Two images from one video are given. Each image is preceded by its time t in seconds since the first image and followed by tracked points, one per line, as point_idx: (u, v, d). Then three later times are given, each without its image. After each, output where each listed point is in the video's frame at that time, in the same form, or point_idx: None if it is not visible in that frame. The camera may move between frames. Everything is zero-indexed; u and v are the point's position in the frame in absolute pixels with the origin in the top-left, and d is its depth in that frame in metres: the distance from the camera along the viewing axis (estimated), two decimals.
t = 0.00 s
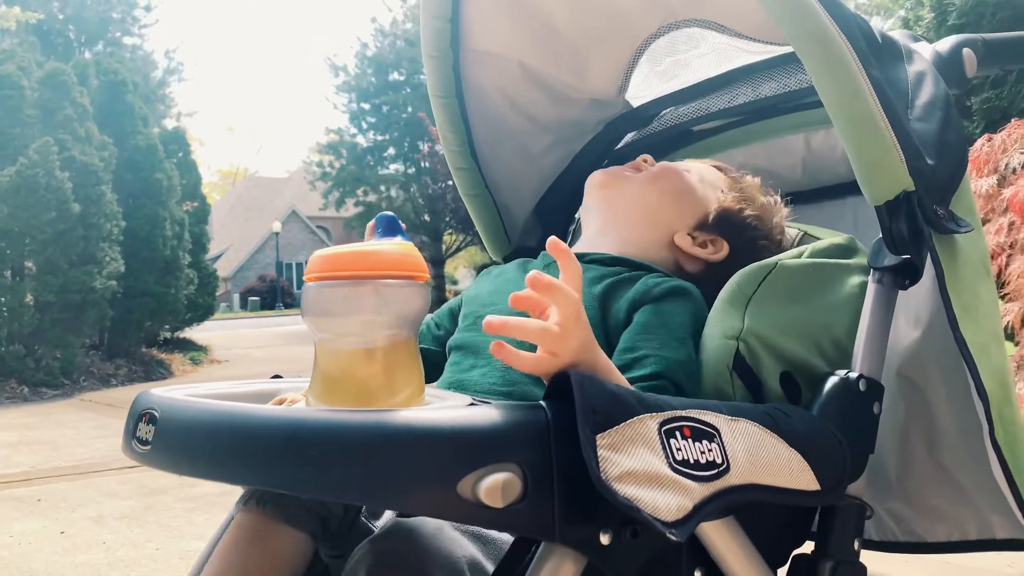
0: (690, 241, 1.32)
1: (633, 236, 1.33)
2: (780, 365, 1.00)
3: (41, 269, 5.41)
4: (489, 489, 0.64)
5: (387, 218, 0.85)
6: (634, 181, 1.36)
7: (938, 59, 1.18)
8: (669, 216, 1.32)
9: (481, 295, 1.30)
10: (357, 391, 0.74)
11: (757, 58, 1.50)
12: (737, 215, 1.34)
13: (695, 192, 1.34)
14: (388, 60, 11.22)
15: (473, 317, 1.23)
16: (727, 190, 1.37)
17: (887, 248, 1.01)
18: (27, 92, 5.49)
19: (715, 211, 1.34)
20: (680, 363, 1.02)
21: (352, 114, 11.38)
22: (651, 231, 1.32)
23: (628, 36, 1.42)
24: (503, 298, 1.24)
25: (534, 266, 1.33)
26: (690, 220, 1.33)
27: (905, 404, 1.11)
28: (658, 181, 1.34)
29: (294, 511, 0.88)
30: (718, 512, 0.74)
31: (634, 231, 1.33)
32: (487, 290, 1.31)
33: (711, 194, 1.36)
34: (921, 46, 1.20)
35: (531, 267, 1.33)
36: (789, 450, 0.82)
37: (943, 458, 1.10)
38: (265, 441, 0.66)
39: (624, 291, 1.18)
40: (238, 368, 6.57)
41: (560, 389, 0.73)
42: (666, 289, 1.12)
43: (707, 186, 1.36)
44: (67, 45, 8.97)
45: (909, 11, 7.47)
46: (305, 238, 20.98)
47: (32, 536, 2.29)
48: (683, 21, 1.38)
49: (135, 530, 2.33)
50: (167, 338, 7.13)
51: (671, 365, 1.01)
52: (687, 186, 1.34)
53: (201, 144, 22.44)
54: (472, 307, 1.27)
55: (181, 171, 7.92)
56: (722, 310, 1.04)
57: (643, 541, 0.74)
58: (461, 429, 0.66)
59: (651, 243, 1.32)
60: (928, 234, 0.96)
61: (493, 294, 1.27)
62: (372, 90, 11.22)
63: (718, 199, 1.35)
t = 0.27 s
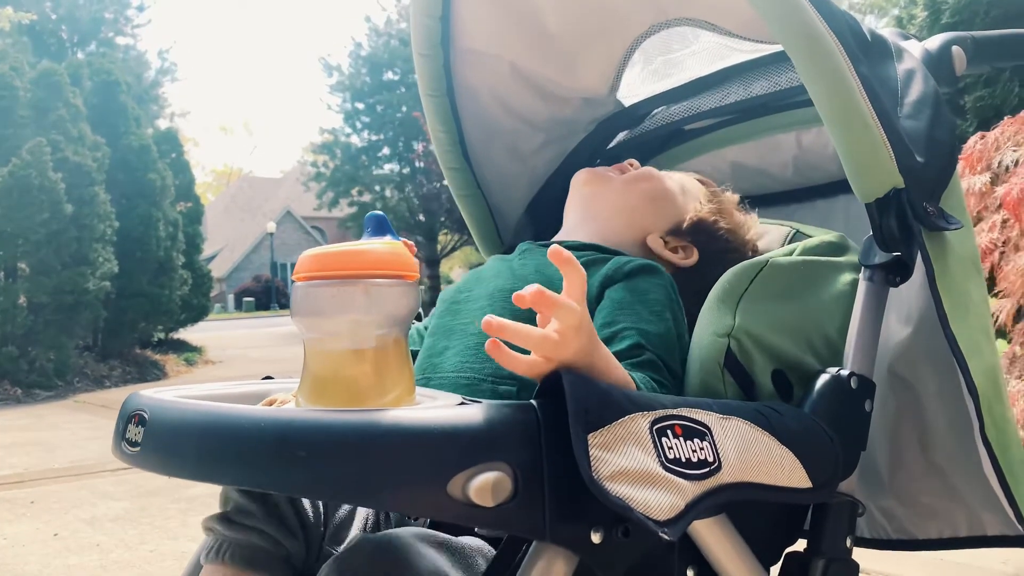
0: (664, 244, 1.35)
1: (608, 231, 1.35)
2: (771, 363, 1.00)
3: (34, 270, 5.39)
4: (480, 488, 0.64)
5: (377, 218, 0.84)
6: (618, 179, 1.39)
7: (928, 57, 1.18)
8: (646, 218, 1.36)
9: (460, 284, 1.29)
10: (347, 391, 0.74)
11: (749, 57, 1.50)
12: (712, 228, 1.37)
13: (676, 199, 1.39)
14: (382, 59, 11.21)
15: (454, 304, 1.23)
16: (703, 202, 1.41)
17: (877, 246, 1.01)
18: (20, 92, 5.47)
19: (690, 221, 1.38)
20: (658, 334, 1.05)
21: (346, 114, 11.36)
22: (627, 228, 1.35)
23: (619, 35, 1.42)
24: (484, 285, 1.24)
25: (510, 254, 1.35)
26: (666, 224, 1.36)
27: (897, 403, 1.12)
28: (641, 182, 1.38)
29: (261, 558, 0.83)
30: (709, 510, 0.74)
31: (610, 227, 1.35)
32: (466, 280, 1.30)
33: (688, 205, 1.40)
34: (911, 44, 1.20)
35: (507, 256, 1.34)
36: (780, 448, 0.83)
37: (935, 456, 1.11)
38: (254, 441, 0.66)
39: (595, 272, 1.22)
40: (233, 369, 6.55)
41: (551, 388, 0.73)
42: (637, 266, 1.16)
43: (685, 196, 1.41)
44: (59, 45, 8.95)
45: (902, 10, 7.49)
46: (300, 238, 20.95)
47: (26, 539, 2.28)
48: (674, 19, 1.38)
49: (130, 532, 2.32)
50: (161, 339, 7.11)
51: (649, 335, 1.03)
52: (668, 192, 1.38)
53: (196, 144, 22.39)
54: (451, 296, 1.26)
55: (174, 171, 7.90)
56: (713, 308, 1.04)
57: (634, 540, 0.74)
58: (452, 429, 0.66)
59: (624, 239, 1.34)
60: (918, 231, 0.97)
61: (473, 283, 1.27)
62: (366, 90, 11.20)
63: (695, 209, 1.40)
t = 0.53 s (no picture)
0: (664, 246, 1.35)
1: (610, 231, 1.36)
2: (770, 364, 1.00)
3: (35, 270, 5.40)
4: (479, 489, 0.64)
5: (376, 220, 0.85)
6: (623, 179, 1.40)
7: (927, 58, 1.18)
8: (648, 220, 1.37)
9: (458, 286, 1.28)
10: (347, 392, 0.74)
11: (748, 58, 1.51)
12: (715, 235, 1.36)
13: (679, 203, 1.39)
14: (383, 60, 11.21)
15: (453, 304, 1.22)
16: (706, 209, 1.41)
17: (876, 247, 1.01)
18: (21, 92, 5.47)
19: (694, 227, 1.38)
20: (658, 339, 1.05)
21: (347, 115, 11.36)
22: (627, 228, 1.36)
23: (619, 35, 1.42)
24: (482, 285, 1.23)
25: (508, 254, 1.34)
26: (667, 228, 1.37)
27: (896, 405, 1.12)
28: (647, 184, 1.39)
29: None
30: (708, 512, 0.75)
31: (612, 227, 1.36)
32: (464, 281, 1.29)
33: (691, 210, 1.40)
34: (910, 45, 1.20)
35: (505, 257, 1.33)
36: (779, 449, 0.83)
37: (934, 457, 1.11)
38: (253, 443, 0.66)
39: (595, 273, 1.23)
40: (233, 369, 6.56)
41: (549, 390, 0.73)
42: (635, 268, 1.18)
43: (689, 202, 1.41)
44: (60, 46, 8.97)
45: (903, 10, 7.49)
46: (301, 238, 20.97)
47: (27, 539, 2.29)
48: (673, 20, 1.38)
49: (131, 532, 2.32)
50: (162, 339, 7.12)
51: (648, 339, 1.04)
52: (672, 196, 1.39)
53: (196, 144, 22.39)
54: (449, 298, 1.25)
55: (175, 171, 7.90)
56: (712, 309, 1.04)
57: (633, 542, 0.74)
58: (451, 430, 0.66)
59: (624, 240, 1.35)
60: (916, 233, 0.97)
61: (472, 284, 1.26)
62: (367, 90, 11.21)
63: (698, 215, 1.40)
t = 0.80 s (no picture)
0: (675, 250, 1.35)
1: (620, 234, 1.35)
2: (777, 366, 0.99)
3: (40, 271, 5.41)
4: (486, 491, 0.64)
5: (383, 221, 0.85)
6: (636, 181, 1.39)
7: (934, 59, 1.18)
8: (659, 223, 1.36)
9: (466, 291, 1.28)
10: (354, 394, 0.74)
11: (754, 60, 1.51)
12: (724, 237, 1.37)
13: (690, 206, 1.38)
14: (387, 61, 11.22)
15: (459, 309, 1.22)
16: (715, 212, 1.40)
17: (883, 249, 1.01)
18: (26, 93, 5.49)
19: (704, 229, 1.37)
20: (662, 348, 1.06)
21: (351, 116, 11.37)
22: (640, 231, 1.35)
23: (625, 38, 1.42)
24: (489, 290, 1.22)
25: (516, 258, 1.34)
26: (679, 231, 1.36)
27: (903, 407, 1.12)
28: (660, 187, 1.37)
29: None
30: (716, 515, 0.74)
31: (623, 230, 1.35)
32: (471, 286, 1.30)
33: (702, 213, 1.39)
34: (917, 46, 1.20)
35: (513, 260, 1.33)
36: (786, 451, 0.83)
37: (941, 460, 1.11)
38: (261, 444, 0.66)
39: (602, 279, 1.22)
40: (237, 370, 6.57)
41: (557, 391, 0.73)
42: (640, 278, 1.17)
43: (699, 205, 1.40)
44: (65, 47, 9.01)
45: (909, 12, 7.47)
46: (304, 239, 21.00)
47: (31, 539, 2.29)
48: (680, 22, 1.38)
49: (135, 532, 2.32)
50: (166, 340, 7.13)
51: (651, 346, 1.05)
52: (684, 199, 1.38)
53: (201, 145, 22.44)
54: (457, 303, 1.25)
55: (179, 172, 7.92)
56: (718, 311, 1.04)
57: (640, 544, 0.73)
58: (459, 431, 0.66)
59: (635, 244, 1.35)
60: (922, 234, 0.98)
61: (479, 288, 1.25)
62: (371, 91, 11.22)
63: (708, 218, 1.39)
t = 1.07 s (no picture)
0: (691, 286, 1.33)
1: (632, 269, 1.32)
2: (778, 367, 1.00)
3: (42, 273, 5.42)
4: (487, 491, 0.64)
5: (384, 222, 0.85)
6: (652, 220, 1.32)
7: (935, 61, 1.18)
8: (676, 260, 1.32)
9: (490, 324, 1.26)
10: (354, 394, 0.74)
11: (754, 61, 1.51)
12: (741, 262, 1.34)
13: (708, 236, 1.33)
14: (389, 62, 11.23)
15: (487, 348, 1.20)
16: (733, 232, 1.35)
17: (883, 250, 1.01)
18: (28, 95, 5.50)
19: (722, 257, 1.33)
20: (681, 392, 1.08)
21: (353, 118, 11.38)
22: (656, 274, 1.32)
23: (626, 40, 1.42)
24: (521, 334, 1.20)
25: (538, 287, 1.32)
26: (696, 263, 1.33)
27: (904, 408, 1.12)
28: (675, 226, 1.31)
29: None
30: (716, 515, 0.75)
31: (633, 266, 1.31)
32: (495, 317, 1.27)
33: (721, 237, 1.34)
34: (918, 48, 1.20)
35: (537, 291, 1.31)
36: (787, 452, 0.83)
37: (943, 462, 1.11)
38: (262, 444, 0.66)
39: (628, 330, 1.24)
40: (239, 371, 6.59)
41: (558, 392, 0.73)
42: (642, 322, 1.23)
43: (716, 228, 1.34)
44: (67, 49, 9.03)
45: (910, 13, 7.47)
46: (306, 240, 21.02)
47: (33, 540, 2.30)
48: (680, 24, 1.38)
49: (137, 533, 2.33)
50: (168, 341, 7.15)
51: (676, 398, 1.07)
52: (701, 234, 1.32)
53: (202, 147, 22.46)
54: (483, 335, 1.23)
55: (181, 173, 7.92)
56: (719, 311, 1.04)
57: (640, 544, 0.73)
58: (459, 431, 0.66)
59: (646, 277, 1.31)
60: (922, 235, 0.98)
61: (508, 326, 1.23)
62: (372, 93, 11.22)
63: (727, 241, 1.34)
